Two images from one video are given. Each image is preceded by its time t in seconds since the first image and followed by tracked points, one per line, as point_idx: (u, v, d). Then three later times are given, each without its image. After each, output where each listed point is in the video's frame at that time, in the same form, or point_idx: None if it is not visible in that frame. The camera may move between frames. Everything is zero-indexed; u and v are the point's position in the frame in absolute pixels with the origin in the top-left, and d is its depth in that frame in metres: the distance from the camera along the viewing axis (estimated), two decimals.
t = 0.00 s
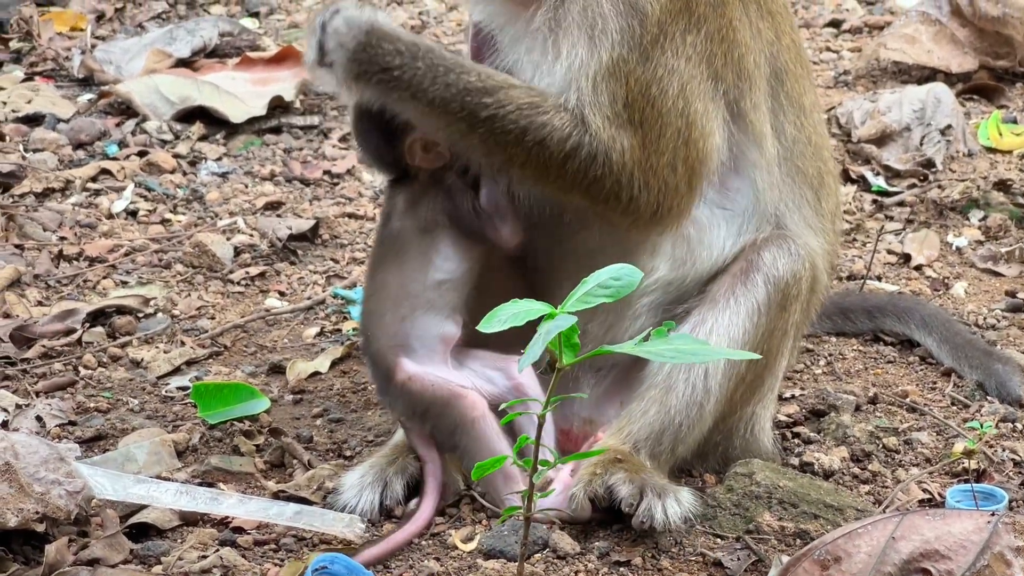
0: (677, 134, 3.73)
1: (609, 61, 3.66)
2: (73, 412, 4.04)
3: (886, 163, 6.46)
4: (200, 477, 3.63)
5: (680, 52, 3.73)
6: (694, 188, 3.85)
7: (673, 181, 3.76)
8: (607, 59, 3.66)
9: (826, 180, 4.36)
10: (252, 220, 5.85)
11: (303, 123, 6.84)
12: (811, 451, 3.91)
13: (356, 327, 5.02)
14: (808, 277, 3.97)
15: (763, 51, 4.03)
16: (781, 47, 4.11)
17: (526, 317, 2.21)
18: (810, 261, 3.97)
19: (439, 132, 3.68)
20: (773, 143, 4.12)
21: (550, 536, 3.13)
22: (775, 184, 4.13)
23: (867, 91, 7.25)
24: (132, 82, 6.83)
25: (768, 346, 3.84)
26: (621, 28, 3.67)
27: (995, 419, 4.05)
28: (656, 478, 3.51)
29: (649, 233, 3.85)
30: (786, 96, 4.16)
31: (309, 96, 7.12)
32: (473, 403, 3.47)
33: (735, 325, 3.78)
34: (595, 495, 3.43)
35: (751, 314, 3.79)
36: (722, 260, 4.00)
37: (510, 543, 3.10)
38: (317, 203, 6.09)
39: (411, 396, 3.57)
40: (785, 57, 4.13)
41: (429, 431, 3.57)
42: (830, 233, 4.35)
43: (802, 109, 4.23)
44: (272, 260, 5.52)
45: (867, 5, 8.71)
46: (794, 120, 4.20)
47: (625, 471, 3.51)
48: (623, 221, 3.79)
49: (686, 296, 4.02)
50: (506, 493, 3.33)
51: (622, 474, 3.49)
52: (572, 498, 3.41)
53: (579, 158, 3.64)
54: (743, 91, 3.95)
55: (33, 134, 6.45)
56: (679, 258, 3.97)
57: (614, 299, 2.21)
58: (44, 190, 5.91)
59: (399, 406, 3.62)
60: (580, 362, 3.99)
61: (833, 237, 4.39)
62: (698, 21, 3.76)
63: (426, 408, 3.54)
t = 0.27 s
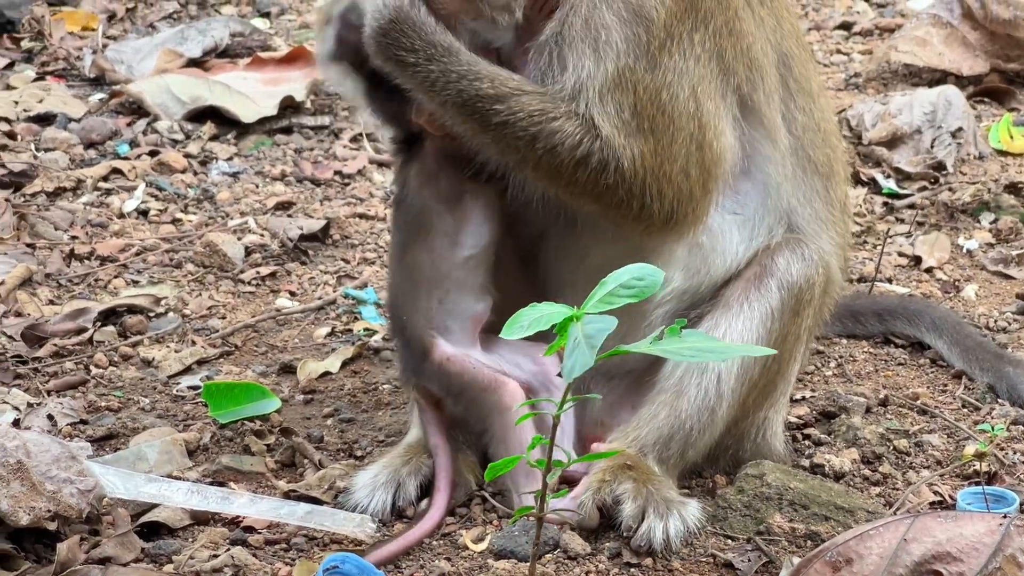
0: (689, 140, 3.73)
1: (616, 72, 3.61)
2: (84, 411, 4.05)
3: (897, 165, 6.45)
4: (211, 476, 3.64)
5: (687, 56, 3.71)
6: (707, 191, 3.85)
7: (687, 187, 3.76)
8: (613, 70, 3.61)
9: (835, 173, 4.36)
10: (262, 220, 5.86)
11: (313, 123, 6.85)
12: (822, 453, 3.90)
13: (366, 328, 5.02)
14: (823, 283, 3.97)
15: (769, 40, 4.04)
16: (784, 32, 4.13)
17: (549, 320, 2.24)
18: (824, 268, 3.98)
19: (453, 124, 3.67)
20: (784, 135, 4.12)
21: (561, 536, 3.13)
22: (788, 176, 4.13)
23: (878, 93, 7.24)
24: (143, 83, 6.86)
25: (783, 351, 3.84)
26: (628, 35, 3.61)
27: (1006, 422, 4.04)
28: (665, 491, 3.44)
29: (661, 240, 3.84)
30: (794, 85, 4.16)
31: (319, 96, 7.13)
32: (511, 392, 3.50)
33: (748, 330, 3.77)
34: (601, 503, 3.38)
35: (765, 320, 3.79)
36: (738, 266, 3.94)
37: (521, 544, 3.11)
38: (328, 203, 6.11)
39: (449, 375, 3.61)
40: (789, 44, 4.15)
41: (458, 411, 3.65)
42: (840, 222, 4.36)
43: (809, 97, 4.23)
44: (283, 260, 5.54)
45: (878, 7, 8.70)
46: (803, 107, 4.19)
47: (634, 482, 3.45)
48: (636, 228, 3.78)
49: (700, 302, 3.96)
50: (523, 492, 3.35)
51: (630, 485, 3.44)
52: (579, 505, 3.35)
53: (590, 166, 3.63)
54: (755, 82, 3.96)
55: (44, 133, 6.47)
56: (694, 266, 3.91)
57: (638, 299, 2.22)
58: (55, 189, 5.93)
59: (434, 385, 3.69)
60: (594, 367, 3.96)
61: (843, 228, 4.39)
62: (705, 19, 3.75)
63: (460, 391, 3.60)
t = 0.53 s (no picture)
0: (686, 157, 3.72)
1: (618, 85, 3.59)
2: (98, 409, 4.07)
3: (910, 168, 6.43)
4: (224, 475, 3.66)
5: (693, 71, 3.70)
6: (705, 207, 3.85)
7: (681, 205, 3.75)
8: (615, 83, 3.59)
9: (847, 184, 4.32)
10: (275, 220, 5.87)
11: (326, 123, 6.86)
12: (835, 455, 3.89)
13: (379, 327, 5.03)
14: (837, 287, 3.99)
15: (779, 55, 4.02)
16: (796, 46, 4.10)
17: (557, 320, 2.24)
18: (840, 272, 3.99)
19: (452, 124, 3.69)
20: (790, 151, 4.10)
21: (574, 536, 3.14)
22: (794, 191, 4.11)
23: (890, 95, 7.22)
24: (156, 81, 6.87)
25: (796, 356, 3.85)
26: (635, 49, 3.59)
27: (1020, 425, 4.03)
28: (679, 495, 3.45)
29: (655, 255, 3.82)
30: (803, 100, 4.14)
31: (332, 96, 7.14)
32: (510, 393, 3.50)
33: (764, 335, 3.79)
34: (615, 508, 3.39)
35: (782, 323, 3.82)
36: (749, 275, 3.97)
37: (534, 544, 3.11)
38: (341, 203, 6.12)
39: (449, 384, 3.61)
40: (800, 57, 4.12)
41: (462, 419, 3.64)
42: (850, 236, 4.30)
43: (820, 111, 4.19)
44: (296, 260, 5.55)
45: (890, 9, 8.68)
46: (812, 121, 4.17)
47: (649, 488, 3.46)
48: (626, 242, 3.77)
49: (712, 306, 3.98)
50: (533, 493, 3.33)
51: (645, 490, 3.45)
52: (593, 509, 3.35)
53: (580, 178, 3.64)
54: (762, 97, 3.94)
55: (58, 132, 6.50)
56: (706, 273, 3.94)
57: (646, 299, 2.22)
58: (69, 188, 5.95)
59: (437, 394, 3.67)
60: (605, 370, 3.97)
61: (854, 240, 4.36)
62: (713, 34, 3.72)
63: (461, 398, 3.59)
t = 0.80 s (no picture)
0: (694, 167, 3.71)
1: (626, 94, 3.58)
2: (117, 406, 4.09)
3: (928, 169, 6.41)
4: (243, 473, 3.67)
5: (702, 80, 3.68)
6: (713, 216, 3.83)
7: (688, 215, 3.74)
8: (623, 91, 3.58)
9: (863, 191, 4.29)
10: (293, 218, 5.89)
11: (343, 122, 6.88)
12: (855, 456, 3.89)
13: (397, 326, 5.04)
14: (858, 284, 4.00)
15: (794, 62, 4.01)
16: (811, 54, 4.09)
17: (578, 319, 2.25)
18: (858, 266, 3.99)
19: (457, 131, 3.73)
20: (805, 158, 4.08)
21: (594, 535, 3.14)
22: (808, 198, 4.09)
23: (908, 96, 7.20)
24: (174, 80, 6.90)
25: (816, 357, 3.86)
26: (643, 59, 3.58)
27: None
28: (699, 497, 3.45)
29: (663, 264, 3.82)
30: (819, 107, 4.12)
31: (349, 95, 7.16)
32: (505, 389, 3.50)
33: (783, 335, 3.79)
34: (634, 512, 3.38)
35: (801, 323, 3.83)
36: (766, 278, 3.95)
37: (554, 543, 3.13)
38: (359, 202, 6.13)
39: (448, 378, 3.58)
40: (814, 64, 4.10)
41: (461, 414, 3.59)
42: (868, 240, 4.28)
43: (835, 118, 4.17)
44: (314, 259, 5.57)
45: (907, 10, 8.65)
46: (828, 128, 4.15)
47: (668, 490, 3.45)
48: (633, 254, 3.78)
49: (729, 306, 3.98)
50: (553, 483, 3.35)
51: (665, 493, 3.45)
52: (611, 514, 3.35)
53: (585, 187, 3.65)
54: (774, 106, 3.93)
55: (76, 130, 6.54)
56: (728, 278, 3.95)
57: (665, 299, 2.22)
58: (87, 186, 5.98)
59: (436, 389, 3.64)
60: (625, 371, 3.96)
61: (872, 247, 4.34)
62: (726, 43, 3.70)
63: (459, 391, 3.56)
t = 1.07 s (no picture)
0: (733, 174, 3.61)
1: (649, 115, 3.54)
2: (133, 403, 4.11)
3: (944, 169, 6.38)
4: (260, 470, 3.68)
5: (719, 88, 3.61)
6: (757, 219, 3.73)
7: (735, 222, 3.65)
8: (646, 113, 3.54)
9: (879, 188, 4.26)
10: (309, 216, 5.90)
11: (358, 120, 6.89)
12: (872, 455, 3.87)
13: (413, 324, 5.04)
14: (874, 285, 4.00)
15: (805, 65, 3.95)
16: (822, 55, 4.04)
17: (598, 316, 2.25)
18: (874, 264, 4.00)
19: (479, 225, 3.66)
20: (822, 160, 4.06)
21: (611, 534, 3.14)
22: (827, 199, 4.08)
23: (924, 96, 7.17)
24: (189, 78, 6.92)
25: (831, 356, 3.85)
26: (653, 75, 3.55)
27: None
28: (716, 497, 3.44)
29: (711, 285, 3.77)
30: (832, 108, 4.08)
31: (365, 94, 7.17)
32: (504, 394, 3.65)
33: (800, 334, 3.80)
34: (651, 514, 3.38)
35: (815, 323, 3.82)
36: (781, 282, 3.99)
37: (572, 542, 3.14)
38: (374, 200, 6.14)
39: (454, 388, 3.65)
40: (825, 65, 4.05)
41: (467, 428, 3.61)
42: (887, 239, 4.26)
43: (849, 118, 4.13)
44: (330, 257, 5.58)
45: (923, 11, 8.62)
46: (842, 129, 4.12)
47: (685, 491, 3.45)
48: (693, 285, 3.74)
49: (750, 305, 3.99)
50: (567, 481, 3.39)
51: (682, 494, 3.44)
52: (629, 516, 3.34)
53: (641, 232, 3.58)
54: (788, 108, 3.87)
55: (92, 127, 6.56)
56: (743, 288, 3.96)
57: (685, 299, 2.22)
58: (103, 183, 6.00)
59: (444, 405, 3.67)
60: (643, 370, 3.93)
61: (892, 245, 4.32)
62: (733, 49, 3.63)
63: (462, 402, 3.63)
